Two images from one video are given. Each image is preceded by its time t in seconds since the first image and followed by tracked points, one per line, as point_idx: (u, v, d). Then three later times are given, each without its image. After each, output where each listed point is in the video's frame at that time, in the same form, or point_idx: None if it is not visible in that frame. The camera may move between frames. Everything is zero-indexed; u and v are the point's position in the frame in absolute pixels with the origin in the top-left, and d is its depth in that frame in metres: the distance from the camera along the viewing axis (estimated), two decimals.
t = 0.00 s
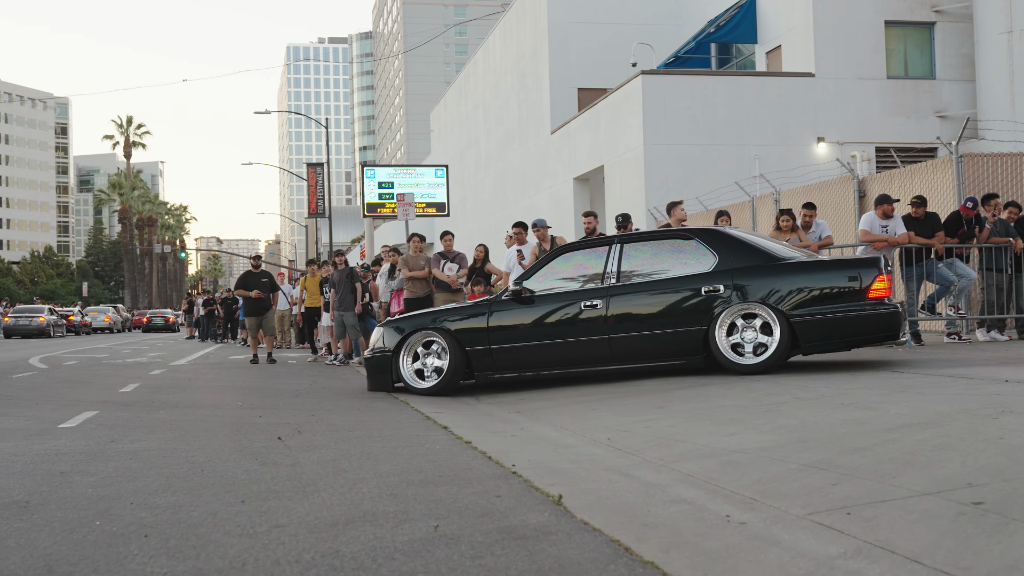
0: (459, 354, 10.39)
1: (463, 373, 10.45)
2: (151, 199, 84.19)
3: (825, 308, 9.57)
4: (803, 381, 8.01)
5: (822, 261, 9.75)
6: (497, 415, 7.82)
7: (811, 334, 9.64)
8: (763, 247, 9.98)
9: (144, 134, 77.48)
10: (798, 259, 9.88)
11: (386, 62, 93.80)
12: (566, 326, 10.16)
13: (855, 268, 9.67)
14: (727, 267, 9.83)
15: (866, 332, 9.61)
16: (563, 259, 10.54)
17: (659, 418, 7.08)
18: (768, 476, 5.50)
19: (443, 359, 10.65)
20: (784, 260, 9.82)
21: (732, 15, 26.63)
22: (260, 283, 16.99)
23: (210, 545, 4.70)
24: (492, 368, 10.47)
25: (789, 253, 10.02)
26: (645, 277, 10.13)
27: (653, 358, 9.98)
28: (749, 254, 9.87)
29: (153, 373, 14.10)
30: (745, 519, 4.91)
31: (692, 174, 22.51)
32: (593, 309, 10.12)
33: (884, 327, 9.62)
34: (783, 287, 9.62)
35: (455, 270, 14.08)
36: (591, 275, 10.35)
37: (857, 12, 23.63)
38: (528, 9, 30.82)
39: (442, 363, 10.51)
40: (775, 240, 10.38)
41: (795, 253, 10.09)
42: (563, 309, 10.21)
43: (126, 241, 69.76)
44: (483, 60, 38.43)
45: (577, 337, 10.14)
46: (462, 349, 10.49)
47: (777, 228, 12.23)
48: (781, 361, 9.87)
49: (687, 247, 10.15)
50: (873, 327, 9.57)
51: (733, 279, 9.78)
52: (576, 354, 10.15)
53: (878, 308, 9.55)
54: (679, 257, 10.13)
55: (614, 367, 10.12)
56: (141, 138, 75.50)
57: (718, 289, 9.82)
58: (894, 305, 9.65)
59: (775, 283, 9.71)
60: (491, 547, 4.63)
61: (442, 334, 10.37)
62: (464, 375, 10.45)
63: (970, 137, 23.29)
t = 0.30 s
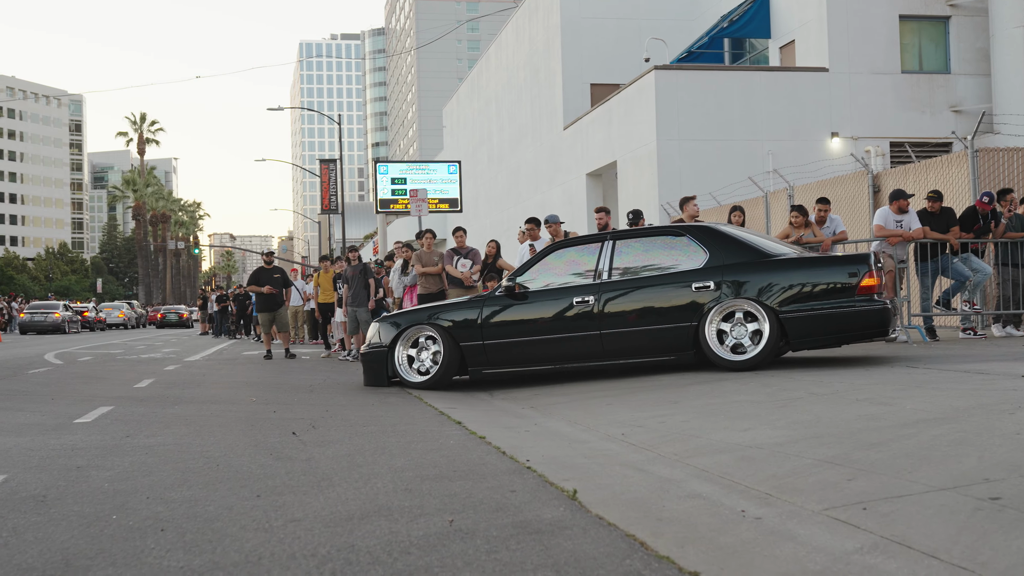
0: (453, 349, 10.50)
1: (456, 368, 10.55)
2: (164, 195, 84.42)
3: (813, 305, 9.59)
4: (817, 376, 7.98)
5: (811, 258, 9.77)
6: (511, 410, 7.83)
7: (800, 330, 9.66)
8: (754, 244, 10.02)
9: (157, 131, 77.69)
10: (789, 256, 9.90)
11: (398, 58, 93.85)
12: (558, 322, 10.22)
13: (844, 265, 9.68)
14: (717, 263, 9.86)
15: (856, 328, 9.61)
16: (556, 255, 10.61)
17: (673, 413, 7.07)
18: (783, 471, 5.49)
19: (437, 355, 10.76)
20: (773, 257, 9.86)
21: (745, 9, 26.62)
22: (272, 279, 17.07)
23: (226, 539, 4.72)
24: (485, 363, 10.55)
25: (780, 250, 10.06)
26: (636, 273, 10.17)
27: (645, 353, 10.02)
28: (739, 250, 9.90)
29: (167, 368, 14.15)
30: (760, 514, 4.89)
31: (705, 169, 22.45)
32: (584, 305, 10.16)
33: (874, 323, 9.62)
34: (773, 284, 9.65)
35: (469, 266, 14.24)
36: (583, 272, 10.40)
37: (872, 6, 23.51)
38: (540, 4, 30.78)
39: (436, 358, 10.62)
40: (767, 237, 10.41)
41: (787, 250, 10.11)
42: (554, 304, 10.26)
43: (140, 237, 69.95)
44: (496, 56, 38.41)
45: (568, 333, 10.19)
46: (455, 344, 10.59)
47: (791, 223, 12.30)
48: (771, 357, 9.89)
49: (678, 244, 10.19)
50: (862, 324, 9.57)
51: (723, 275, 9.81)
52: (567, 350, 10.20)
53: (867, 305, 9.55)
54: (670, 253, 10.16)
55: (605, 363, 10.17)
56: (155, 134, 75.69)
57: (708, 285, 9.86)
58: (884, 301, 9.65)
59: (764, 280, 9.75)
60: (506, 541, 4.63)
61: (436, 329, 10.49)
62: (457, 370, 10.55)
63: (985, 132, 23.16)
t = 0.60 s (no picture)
0: (442, 342, 10.66)
1: (446, 362, 10.71)
2: (178, 190, 84.61)
3: (796, 299, 9.56)
4: (831, 369, 7.95)
5: (796, 252, 9.72)
6: (524, 403, 7.83)
7: (783, 325, 9.65)
8: (741, 239, 10.02)
9: (170, 126, 77.94)
10: (775, 250, 9.87)
11: (411, 53, 93.82)
12: (545, 317, 10.30)
13: (829, 259, 9.62)
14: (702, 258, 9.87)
15: (841, 323, 9.56)
16: (546, 250, 10.68)
17: (687, 406, 7.05)
18: (798, 465, 5.47)
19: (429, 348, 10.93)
20: (759, 252, 9.84)
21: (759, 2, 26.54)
22: (287, 274, 17.09)
23: (241, 531, 4.74)
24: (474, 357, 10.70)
25: (768, 245, 10.05)
26: (623, 268, 10.21)
27: (630, 348, 10.07)
28: (724, 244, 9.90)
29: (182, 362, 14.20)
30: (774, 507, 4.88)
31: (719, 163, 22.40)
32: (570, 300, 10.23)
33: (860, 318, 9.56)
34: (756, 279, 9.64)
35: (481, 259, 14.02)
36: (571, 266, 10.46)
37: None
38: None
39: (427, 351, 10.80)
40: (758, 232, 10.38)
41: (775, 245, 10.09)
42: (541, 299, 10.34)
43: (154, 232, 70.10)
44: (508, 50, 38.36)
45: (555, 327, 10.26)
46: (446, 338, 10.76)
47: (805, 216, 12.24)
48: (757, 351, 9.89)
49: (665, 239, 10.22)
50: (847, 319, 9.52)
51: (708, 270, 9.82)
52: (554, 345, 10.27)
53: (851, 299, 9.49)
54: (657, 248, 10.19)
55: (591, 358, 10.23)
56: (169, 130, 75.81)
57: (693, 280, 9.88)
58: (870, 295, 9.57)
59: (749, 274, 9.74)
60: (520, 533, 4.63)
61: (427, 322, 10.68)
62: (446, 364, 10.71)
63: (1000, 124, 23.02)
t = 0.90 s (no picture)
0: (430, 335, 10.81)
1: (434, 355, 10.86)
2: (193, 185, 84.93)
3: (776, 295, 9.60)
4: (847, 364, 7.92)
5: (776, 248, 9.76)
6: (539, 397, 7.83)
7: (763, 320, 9.68)
8: (723, 235, 10.04)
9: (184, 121, 78.22)
10: (758, 246, 9.90)
11: (424, 47, 93.73)
12: (529, 311, 10.40)
13: (809, 256, 9.66)
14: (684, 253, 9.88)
15: (821, 318, 9.60)
16: (533, 245, 10.75)
17: (701, 401, 7.04)
18: (814, 459, 5.45)
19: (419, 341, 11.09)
20: (741, 248, 9.87)
21: None
22: (305, 268, 17.15)
23: (258, 525, 4.75)
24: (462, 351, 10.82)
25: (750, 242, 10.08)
26: (607, 264, 10.25)
27: (613, 343, 10.11)
28: (707, 239, 9.91)
29: (197, 357, 14.25)
30: (791, 502, 4.86)
31: (734, 157, 22.30)
32: (553, 294, 10.30)
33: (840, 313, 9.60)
34: (737, 274, 9.65)
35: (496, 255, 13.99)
36: (556, 262, 10.52)
37: None
38: None
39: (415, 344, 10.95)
40: (741, 229, 10.40)
41: (757, 242, 10.12)
42: (525, 294, 10.44)
43: (169, 227, 70.38)
44: (521, 44, 38.34)
45: (538, 322, 10.35)
46: (434, 331, 10.90)
47: (821, 210, 12.26)
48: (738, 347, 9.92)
49: (648, 235, 10.24)
50: (826, 315, 9.56)
51: (690, 266, 9.84)
52: (537, 339, 10.36)
53: (831, 295, 9.53)
54: (642, 244, 10.22)
55: (574, 353, 10.30)
56: (183, 125, 76.06)
57: (675, 275, 9.89)
58: (851, 291, 9.61)
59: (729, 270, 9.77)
60: (536, 528, 4.63)
61: (416, 315, 10.85)
62: (434, 357, 10.85)
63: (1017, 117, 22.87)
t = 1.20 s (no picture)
0: (416, 330, 11.00)
1: (420, 350, 11.04)
2: (210, 180, 85.24)
3: (754, 293, 9.70)
4: (865, 359, 7.89)
5: (753, 247, 9.88)
6: (555, 393, 7.82)
7: (740, 318, 9.77)
8: (706, 234, 10.14)
9: (201, 117, 78.48)
10: (740, 245, 10.00)
11: (440, 43, 93.68)
12: (511, 308, 10.53)
13: (784, 255, 9.78)
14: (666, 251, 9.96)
15: (796, 317, 9.72)
16: (518, 244, 10.87)
17: (719, 396, 7.02)
18: (833, 454, 5.43)
19: (406, 336, 11.26)
20: (722, 246, 9.97)
21: None
22: (323, 263, 17.17)
23: (277, 519, 4.77)
24: (448, 346, 10.98)
25: (733, 240, 10.18)
26: (589, 261, 10.33)
27: (593, 340, 10.20)
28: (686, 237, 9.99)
29: (214, 352, 14.30)
30: (810, 497, 4.85)
31: (749, 151, 22.20)
32: (535, 291, 10.41)
33: (815, 312, 9.72)
34: (715, 273, 9.74)
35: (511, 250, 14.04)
36: (540, 259, 10.63)
37: None
38: None
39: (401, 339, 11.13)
40: (723, 228, 10.51)
41: (739, 240, 10.22)
42: (508, 290, 10.57)
43: (185, 222, 70.67)
44: (536, 38, 38.29)
45: (522, 318, 10.47)
46: (421, 326, 11.08)
47: (837, 204, 12.17)
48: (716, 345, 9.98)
49: (630, 233, 10.32)
50: (802, 313, 9.68)
51: (670, 264, 9.92)
52: (519, 335, 10.47)
53: (807, 293, 9.66)
54: (622, 240, 10.31)
55: (555, 350, 10.40)
56: (199, 121, 76.33)
57: (654, 274, 9.97)
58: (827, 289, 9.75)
59: (708, 268, 9.87)
60: (555, 523, 4.63)
61: (403, 310, 11.03)
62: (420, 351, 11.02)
63: None
